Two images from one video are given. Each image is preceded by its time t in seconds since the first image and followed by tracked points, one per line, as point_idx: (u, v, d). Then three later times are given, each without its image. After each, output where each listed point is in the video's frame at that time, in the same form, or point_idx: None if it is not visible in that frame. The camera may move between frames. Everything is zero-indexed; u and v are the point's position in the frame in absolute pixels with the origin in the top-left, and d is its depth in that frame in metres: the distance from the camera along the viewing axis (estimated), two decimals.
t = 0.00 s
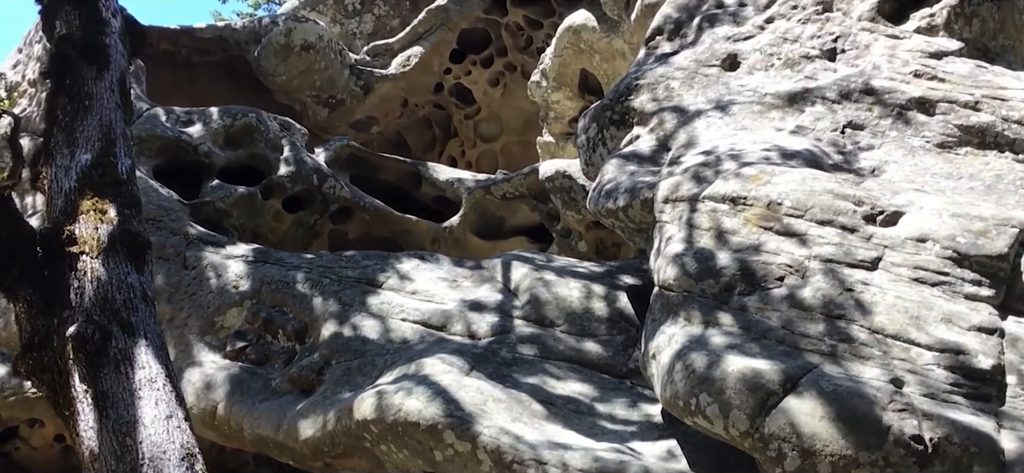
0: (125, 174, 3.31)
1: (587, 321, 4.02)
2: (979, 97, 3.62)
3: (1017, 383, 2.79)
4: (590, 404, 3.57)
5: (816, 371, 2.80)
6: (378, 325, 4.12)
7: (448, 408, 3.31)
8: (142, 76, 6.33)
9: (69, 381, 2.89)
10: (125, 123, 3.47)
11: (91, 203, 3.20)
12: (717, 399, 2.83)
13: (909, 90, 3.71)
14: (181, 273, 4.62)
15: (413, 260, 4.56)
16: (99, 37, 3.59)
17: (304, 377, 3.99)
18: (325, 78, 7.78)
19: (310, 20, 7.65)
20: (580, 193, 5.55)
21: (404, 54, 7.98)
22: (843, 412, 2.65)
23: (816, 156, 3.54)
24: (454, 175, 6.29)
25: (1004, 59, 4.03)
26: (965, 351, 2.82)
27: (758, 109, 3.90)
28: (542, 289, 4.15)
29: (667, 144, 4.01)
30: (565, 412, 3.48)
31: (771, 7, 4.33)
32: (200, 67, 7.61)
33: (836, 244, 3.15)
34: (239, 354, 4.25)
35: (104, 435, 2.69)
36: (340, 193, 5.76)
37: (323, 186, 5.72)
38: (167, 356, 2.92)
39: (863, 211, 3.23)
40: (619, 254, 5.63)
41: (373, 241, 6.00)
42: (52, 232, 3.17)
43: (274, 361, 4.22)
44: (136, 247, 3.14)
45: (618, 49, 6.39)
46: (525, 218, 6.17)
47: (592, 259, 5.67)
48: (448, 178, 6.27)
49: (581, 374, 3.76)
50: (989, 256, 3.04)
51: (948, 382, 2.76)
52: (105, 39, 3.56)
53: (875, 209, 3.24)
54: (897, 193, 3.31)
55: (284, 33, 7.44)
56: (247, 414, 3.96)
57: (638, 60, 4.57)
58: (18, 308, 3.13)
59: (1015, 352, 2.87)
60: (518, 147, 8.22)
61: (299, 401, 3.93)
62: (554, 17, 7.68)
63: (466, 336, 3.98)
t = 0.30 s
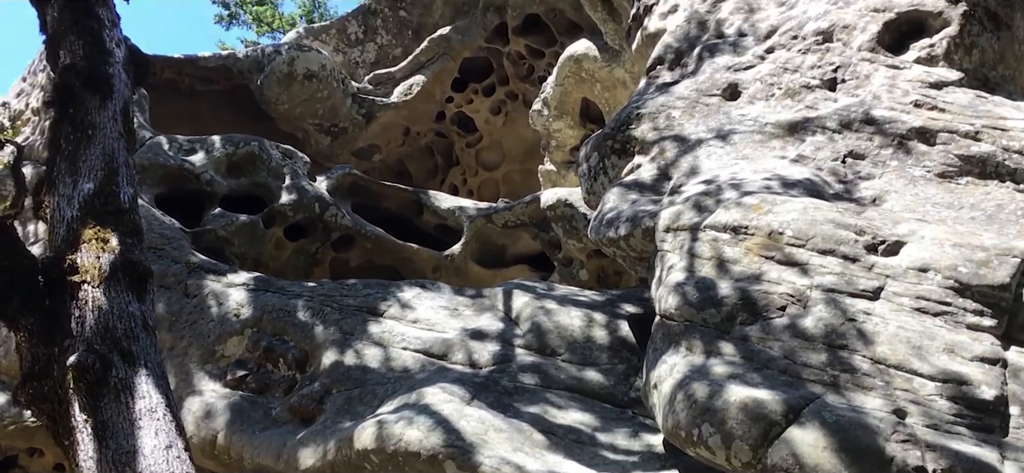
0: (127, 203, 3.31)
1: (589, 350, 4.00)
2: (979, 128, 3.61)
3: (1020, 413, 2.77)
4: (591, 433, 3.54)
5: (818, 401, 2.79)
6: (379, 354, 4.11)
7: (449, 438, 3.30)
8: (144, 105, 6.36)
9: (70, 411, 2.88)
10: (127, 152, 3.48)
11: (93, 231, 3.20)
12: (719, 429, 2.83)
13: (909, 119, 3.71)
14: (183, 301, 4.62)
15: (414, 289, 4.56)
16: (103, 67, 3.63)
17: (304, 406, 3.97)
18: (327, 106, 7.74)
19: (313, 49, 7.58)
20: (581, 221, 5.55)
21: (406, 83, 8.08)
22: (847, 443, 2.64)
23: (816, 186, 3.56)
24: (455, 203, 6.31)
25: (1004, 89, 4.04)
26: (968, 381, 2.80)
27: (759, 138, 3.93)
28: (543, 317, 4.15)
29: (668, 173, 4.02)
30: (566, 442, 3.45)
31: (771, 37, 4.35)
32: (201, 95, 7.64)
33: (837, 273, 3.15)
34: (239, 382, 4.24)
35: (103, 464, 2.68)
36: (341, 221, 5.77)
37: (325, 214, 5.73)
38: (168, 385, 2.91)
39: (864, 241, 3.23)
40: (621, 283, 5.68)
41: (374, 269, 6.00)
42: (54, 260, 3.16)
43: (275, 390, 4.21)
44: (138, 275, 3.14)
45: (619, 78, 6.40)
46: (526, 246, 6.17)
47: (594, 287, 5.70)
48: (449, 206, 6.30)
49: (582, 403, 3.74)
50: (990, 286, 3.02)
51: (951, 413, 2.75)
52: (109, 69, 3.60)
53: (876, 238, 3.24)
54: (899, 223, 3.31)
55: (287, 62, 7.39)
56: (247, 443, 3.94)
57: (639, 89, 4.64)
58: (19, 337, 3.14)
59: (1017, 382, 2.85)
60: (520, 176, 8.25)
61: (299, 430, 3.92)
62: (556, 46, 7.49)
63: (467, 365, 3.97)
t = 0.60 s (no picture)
0: (127, 232, 3.32)
1: (589, 380, 3.99)
2: (979, 160, 3.61)
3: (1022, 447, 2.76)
4: (592, 465, 3.47)
5: (820, 433, 2.78)
6: (378, 384, 4.10)
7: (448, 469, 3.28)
8: (146, 134, 6.38)
9: (68, 442, 2.86)
10: (128, 181, 3.49)
11: (93, 260, 3.20)
12: (720, 461, 2.82)
13: (909, 152, 3.71)
14: (182, 331, 4.62)
15: (414, 318, 4.56)
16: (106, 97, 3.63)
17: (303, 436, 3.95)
18: (329, 135, 7.81)
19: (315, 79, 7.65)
20: (582, 251, 5.55)
21: (409, 112, 8.14)
22: None
23: (817, 217, 3.56)
24: (456, 232, 6.32)
25: (1004, 121, 4.05)
26: (969, 414, 2.79)
27: (759, 169, 3.94)
28: (543, 348, 4.14)
29: (668, 203, 4.02)
30: None
31: (771, 69, 4.37)
32: (202, 125, 7.66)
33: (838, 305, 3.14)
34: (239, 412, 4.23)
35: None
36: (342, 250, 5.78)
37: (326, 242, 5.74)
38: (166, 416, 2.90)
39: (865, 273, 3.23)
40: (620, 312, 5.61)
41: (376, 299, 5.99)
42: (54, 290, 3.16)
43: (273, 420, 4.19)
44: (137, 304, 3.13)
45: (620, 108, 6.33)
46: (527, 276, 6.16)
47: (595, 318, 5.68)
48: (450, 235, 6.30)
49: (583, 434, 3.71)
50: (992, 319, 3.00)
51: (953, 446, 2.74)
52: (111, 99, 3.61)
53: (877, 269, 3.23)
54: (899, 254, 3.31)
55: (289, 92, 7.45)
56: None
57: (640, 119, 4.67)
58: (19, 367, 3.13)
59: (1018, 415, 2.84)
60: (521, 205, 8.28)
61: (297, 461, 3.89)
62: (556, 76, 7.51)
63: (467, 395, 3.96)
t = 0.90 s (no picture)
0: (125, 261, 3.32)
1: (586, 410, 3.97)
2: (976, 192, 3.62)
3: None
4: None
5: (818, 466, 2.80)
6: (374, 413, 4.08)
7: None
8: (145, 161, 6.40)
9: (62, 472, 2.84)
10: (126, 210, 3.49)
11: (90, 289, 3.20)
12: None
13: (905, 183, 3.72)
14: (179, 359, 4.60)
15: (411, 347, 4.55)
16: (105, 125, 3.66)
17: (298, 465, 3.92)
18: (327, 164, 7.87)
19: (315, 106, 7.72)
20: (579, 280, 5.55)
21: (407, 140, 8.17)
22: None
23: (814, 248, 3.57)
24: (454, 260, 6.31)
25: (1000, 153, 4.06)
26: (968, 447, 2.79)
27: (756, 199, 3.95)
28: (540, 377, 4.13)
29: (666, 233, 4.02)
30: None
31: (768, 100, 4.39)
32: (199, 152, 7.67)
33: (835, 336, 3.14)
34: (233, 441, 4.18)
35: None
36: (340, 278, 5.78)
37: (323, 270, 5.73)
38: (162, 446, 2.89)
39: (862, 304, 3.22)
40: (618, 342, 5.59)
41: (372, 328, 5.97)
42: (52, 319, 3.16)
43: (269, 449, 4.16)
44: (133, 334, 3.13)
45: (617, 138, 6.36)
46: (524, 305, 6.15)
47: (592, 347, 5.66)
48: (448, 263, 6.29)
49: (579, 465, 3.69)
50: (990, 352, 2.99)
51: None
52: (110, 127, 3.63)
53: (874, 301, 3.23)
54: (897, 285, 3.30)
55: (288, 118, 7.54)
56: None
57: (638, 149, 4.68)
58: (13, 395, 3.14)
59: (1017, 448, 2.83)
60: (519, 233, 8.25)
61: None
62: (555, 105, 7.52)
63: (463, 425, 3.94)
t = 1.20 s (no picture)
0: (120, 289, 3.31)
1: (581, 441, 3.96)
2: (970, 225, 3.63)
3: None
4: None
5: None
6: (368, 443, 4.06)
7: None
8: (142, 189, 6.40)
9: None
10: (122, 237, 3.49)
11: (85, 318, 3.18)
12: None
13: (900, 216, 3.73)
14: (172, 388, 4.58)
15: (406, 377, 4.53)
16: (102, 154, 3.66)
17: None
18: (324, 192, 7.89)
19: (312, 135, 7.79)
20: (575, 310, 5.54)
21: (403, 169, 8.15)
22: None
23: (809, 280, 3.57)
24: (450, 289, 6.33)
25: (995, 187, 4.08)
26: None
27: (751, 231, 3.96)
28: (535, 408, 4.10)
29: (662, 264, 4.02)
30: None
31: (763, 131, 4.41)
32: (197, 181, 7.70)
33: (831, 369, 3.14)
34: (226, 471, 4.15)
35: None
36: (335, 306, 5.77)
37: (318, 298, 5.74)
38: None
39: (858, 337, 3.21)
40: (613, 373, 5.59)
41: (368, 357, 5.94)
42: (45, 348, 3.16)
43: None
44: (127, 363, 3.11)
45: (613, 168, 6.38)
46: (519, 335, 6.14)
47: (587, 377, 5.65)
48: (443, 293, 6.30)
49: None
50: (986, 386, 2.99)
51: None
52: (107, 157, 3.63)
53: (870, 334, 3.23)
54: (892, 319, 3.30)
55: (284, 147, 7.60)
56: None
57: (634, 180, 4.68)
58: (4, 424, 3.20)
59: None
60: (515, 261, 8.24)
61: None
62: (551, 134, 7.55)
63: (457, 456, 3.92)
